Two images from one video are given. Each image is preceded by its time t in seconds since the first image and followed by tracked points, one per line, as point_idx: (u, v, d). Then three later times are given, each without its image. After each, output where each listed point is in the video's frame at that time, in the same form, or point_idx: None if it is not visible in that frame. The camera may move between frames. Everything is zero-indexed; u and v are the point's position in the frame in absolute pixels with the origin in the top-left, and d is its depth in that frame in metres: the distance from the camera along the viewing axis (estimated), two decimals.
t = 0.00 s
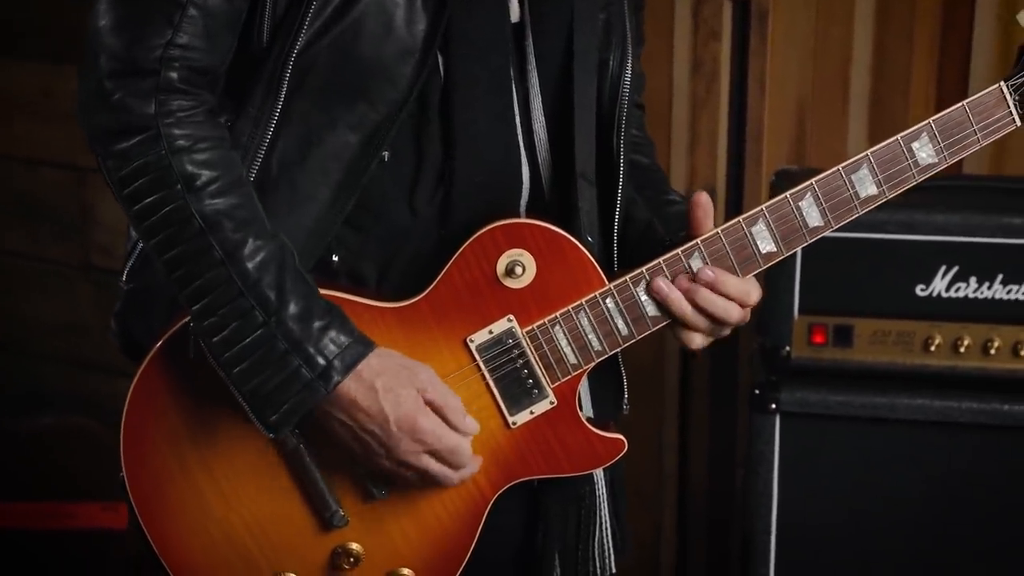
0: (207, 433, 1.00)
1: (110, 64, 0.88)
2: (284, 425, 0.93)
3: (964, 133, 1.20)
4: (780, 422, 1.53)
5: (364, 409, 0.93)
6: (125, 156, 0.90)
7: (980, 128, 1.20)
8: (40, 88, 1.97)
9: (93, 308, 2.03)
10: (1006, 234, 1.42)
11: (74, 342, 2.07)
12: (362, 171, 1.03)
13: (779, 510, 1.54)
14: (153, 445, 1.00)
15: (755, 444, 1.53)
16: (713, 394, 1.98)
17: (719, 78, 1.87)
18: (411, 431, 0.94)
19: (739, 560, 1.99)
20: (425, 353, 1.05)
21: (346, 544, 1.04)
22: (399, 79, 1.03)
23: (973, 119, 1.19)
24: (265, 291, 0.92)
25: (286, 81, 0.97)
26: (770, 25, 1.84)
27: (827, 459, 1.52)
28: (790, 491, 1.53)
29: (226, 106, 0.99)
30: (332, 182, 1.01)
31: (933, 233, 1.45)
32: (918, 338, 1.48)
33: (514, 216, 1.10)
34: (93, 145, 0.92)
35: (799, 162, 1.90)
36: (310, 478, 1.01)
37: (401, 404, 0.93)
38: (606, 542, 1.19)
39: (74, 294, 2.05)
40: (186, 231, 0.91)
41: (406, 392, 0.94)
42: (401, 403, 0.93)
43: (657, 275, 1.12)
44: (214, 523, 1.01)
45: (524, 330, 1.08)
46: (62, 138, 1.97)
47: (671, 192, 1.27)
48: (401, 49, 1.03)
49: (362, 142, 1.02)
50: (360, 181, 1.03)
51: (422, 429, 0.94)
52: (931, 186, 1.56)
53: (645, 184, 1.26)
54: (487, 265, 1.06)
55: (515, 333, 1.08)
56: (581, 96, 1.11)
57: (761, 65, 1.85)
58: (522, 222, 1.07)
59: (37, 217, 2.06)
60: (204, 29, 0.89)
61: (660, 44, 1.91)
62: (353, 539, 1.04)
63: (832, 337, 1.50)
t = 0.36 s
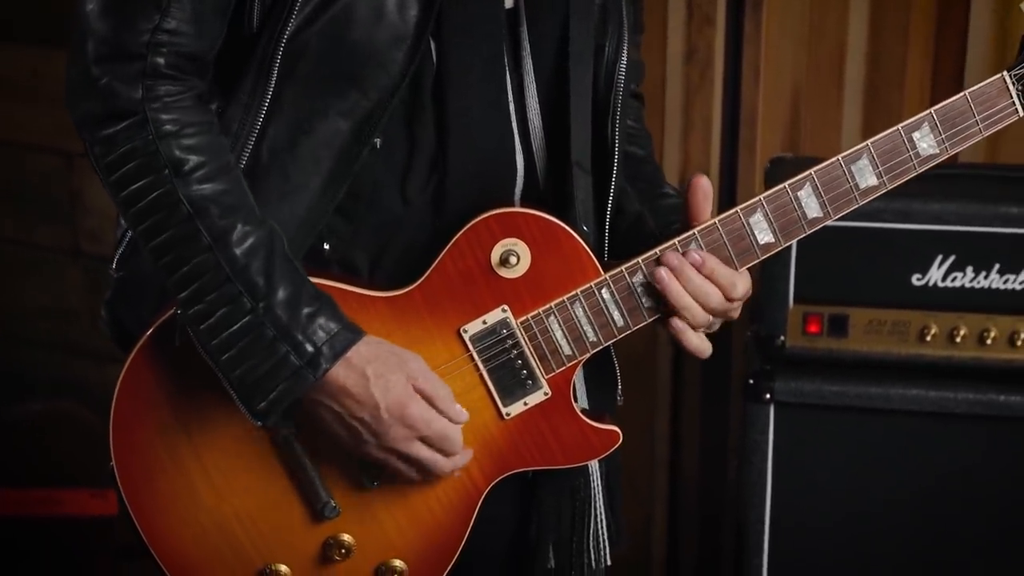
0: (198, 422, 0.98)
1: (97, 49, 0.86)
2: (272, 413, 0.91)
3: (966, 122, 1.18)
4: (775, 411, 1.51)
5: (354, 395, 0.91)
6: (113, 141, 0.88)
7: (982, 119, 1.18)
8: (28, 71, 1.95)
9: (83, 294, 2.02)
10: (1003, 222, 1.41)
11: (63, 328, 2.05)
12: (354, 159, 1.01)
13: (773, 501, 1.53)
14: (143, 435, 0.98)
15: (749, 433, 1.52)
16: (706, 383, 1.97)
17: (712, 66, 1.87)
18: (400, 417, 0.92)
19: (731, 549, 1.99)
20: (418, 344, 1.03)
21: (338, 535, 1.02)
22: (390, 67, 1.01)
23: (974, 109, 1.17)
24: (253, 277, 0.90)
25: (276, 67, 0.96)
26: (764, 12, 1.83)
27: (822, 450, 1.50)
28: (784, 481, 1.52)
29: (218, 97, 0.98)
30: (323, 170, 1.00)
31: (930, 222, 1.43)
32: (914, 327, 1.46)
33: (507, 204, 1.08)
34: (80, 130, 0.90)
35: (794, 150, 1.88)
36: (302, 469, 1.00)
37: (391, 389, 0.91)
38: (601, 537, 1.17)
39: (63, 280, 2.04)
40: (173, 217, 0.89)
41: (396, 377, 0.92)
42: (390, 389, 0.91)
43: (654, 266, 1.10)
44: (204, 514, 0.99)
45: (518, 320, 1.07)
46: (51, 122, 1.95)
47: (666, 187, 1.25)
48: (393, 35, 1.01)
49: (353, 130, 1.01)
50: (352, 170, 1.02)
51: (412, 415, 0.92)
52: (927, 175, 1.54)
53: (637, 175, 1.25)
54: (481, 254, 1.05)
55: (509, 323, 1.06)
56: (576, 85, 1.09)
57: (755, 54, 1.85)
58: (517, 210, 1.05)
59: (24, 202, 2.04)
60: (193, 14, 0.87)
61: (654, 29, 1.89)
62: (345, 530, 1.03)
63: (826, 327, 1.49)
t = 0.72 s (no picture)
0: (211, 405, 0.98)
1: (103, 35, 0.86)
2: (286, 391, 0.91)
3: (980, 104, 1.17)
4: (788, 398, 1.50)
5: (368, 371, 0.91)
6: (121, 126, 0.88)
7: (996, 100, 1.17)
8: (39, 52, 1.95)
9: (95, 277, 2.03)
10: (1019, 209, 1.40)
11: (76, 312, 2.05)
12: (364, 143, 1.01)
13: (785, 486, 1.52)
14: (155, 418, 0.98)
15: (762, 421, 1.51)
16: (718, 368, 1.96)
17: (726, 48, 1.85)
18: (416, 392, 0.92)
19: (743, 535, 1.98)
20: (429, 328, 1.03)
21: (351, 519, 1.02)
22: (399, 50, 1.00)
23: (988, 89, 1.17)
24: (264, 258, 0.90)
25: (284, 52, 0.96)
26: None
27: (835, 437, 1.50)
28: (797, 468, 1.51)
29: (223, 87, 0.98)
30: (332, 154, 0.99)
31: (945, 209, 1.42)
32: (928, 315, 1.46)
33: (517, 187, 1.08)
34: (88, 117, 0.90)
35: (806, 136, 1.88)
36: (314, 451, 0.99)
37: (404, 364, 0.91)
38: (614, 516, 1.17)
39: (74, 262, 2.04)
40: (183, 200, 0.89)
41: (408, 351, 0.91)
42: (403, 364, 0.91)
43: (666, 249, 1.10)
44: (217, 496, 0.99)
45: (530, 303, 1.06)
46: (62, 104, 1.95)
47: (680, 166, 1.24)
48: (403, 18, 1.00)
49: (362, 114, 1.00)
50: (362, 154, 1.01)
51: (428, 389, 0.92)
52: (939, 161, 1.53)
53: (649, 154, 1.24)
54: (493, 238, 1.04)
55: (521, 306, 1.06)
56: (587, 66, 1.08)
57: (767, 40, 1.85)
58: (528, 193, 1.05)
59: (34, 183, 2.04)
60: None
61: (668, 12, 1.87)
62: (358, 514, 1.02)
63: (840, 314, 1.48)
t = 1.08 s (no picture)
0: (227, 395, 0.98)
1: (117, 20, 0.86)
2: (298, 373, 0.92)
3: (996, 92, 1.17)
4: (805, 390, 1.50)
5: (376, 350, 0.91)
6: (134, 110, 0.88)
7: (1012, 88, 1.17)
8: (56, 43, 1.96)
9: (113, 269, 2.03)
10: None
11: (90, 302, 2.06)
12: (380, 131, 1.01)
13: (803, 477, 1.52)
14: (170, 409, 0.98)
15: (780, 412, 1.51)
16: (736, 357, 1.96)
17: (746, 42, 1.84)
18: (425, 367, 0.91)
19: (760, 526, 1.98)
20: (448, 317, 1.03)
21: (367, 509, 1.02)
22: (416, 38, 1.00)
23: (1005, 78, 1.17)
24: (272, 239, 0.90)
25: (301, 41, 0.96)
26: None
27: (853, 428, 1.49)
28: (815, 458, 1.51)
29: (240, 79, 0.98)
30: (349, 143, 0.99)
31: (964, 200, 1.41)
32: (947, 306, 1.44)
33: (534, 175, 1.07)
34: (101, 101, 0.90)
35: (826, 127, 1.86)
36: (329, 441, 1.00)
37: (411, 338, 0.90)
38: (628, 509, 1.16)
39: (91, 253, 2.04)
40: (194, 182, 0.89)
41: (417, 325, 0.91)
42: (410, 338, 0.90)
43: (681, 236, 1.10)
44: (235, 488, 0.99)
45: (547, 292, 1.06)
46: (80, 95, 1.96)
47: (702, 161, 1.24)
48: (420, 7, 1.00)
49: (379, 102, 1.00)
50: (378, 141, 1.01)
51: (437, 363, 0.91)
52: (957, 151, 1.53)
53: (673, 151, 1.23)
54: (510, 226, 1.04)
55: (538, 295, 1.06)
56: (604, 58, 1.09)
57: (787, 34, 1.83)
58: (546, 181, 1.04)
59: (50, 174, 2.04)
60: None
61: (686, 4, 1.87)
62: (375, 505, 1.02)
63: (858, 305, 1.47)
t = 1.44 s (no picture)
0: (234, 392, 0.98)
1: (119, 24, 0.86)
2: (311, 362, 0.92)
3: (1003, 93, 1.18)
4: (806, 388, 1.50)
5: (394, 334, 0.91)
6: (140, 108, 0.88)
7: (1019, 88, 1.18)
8: (58, 41, 1.96)
9: (113, 268, 2.02)
10: None
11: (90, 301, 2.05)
12: (380, 129, 1.01)
13: (804, 475, 1.52)
14: (179, 405, 0.98)
15: (781, 410, 1.51)
16: (736, 354, 1.95)
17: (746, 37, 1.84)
18: (444, 350, 0.91)
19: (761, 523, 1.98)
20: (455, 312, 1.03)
21: (373, 505, 1.02)
22: (415, 37, 1.00)
23: (1012, 77, 1.17)
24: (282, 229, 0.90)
25: (302, 41, 0.97)
26: None
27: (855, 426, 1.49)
28: (817, 456, 1.51)
29: (242, 76, 0.98)
30: (349, 141, 1.00)
31: (966, 197, 1.41)
32: (948, 305, 1.45)
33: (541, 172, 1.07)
34: (107, 102, 0.90)
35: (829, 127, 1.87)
36: (335, 434, 1.00)
37: (428, 322, 0.90)
38: (636, 508, 1.17)
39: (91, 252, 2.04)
40: (202, 177, 0.89)
41: (431, 311, 0.91)
42: (428, 322, 0.90)
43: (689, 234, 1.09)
44: (242, 484, 0.99)
45: (555, 287, 1.06)
46: (82, 94, 1.96)
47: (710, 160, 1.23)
48: (420, 5, 1.00)
49: (379, 100, 1.00)
50: (378, 139, 1.01)
51: (456, 345, 0.90)
52: (960, 149, 1.53)
53: (680, 149, 1.23)
54: (518, 221, 1.04)
55: (545, 291, 1.06)
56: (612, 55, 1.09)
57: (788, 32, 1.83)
58: (552, 178, 1.05)
59: (49, 172, 2.04)
60: None
61: None
62: (381, 500, 1.02)
63: (860, 303, 1.47)
